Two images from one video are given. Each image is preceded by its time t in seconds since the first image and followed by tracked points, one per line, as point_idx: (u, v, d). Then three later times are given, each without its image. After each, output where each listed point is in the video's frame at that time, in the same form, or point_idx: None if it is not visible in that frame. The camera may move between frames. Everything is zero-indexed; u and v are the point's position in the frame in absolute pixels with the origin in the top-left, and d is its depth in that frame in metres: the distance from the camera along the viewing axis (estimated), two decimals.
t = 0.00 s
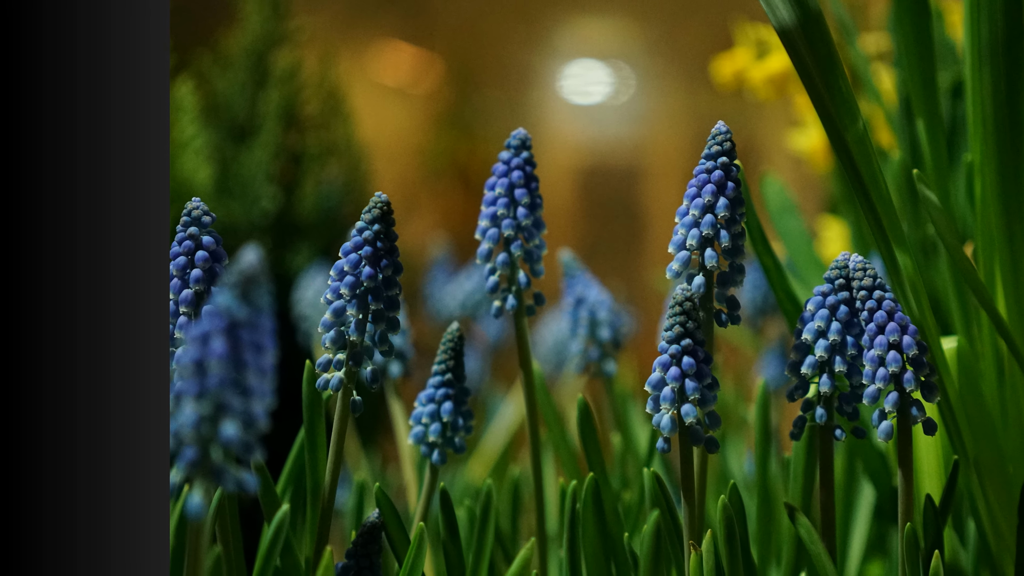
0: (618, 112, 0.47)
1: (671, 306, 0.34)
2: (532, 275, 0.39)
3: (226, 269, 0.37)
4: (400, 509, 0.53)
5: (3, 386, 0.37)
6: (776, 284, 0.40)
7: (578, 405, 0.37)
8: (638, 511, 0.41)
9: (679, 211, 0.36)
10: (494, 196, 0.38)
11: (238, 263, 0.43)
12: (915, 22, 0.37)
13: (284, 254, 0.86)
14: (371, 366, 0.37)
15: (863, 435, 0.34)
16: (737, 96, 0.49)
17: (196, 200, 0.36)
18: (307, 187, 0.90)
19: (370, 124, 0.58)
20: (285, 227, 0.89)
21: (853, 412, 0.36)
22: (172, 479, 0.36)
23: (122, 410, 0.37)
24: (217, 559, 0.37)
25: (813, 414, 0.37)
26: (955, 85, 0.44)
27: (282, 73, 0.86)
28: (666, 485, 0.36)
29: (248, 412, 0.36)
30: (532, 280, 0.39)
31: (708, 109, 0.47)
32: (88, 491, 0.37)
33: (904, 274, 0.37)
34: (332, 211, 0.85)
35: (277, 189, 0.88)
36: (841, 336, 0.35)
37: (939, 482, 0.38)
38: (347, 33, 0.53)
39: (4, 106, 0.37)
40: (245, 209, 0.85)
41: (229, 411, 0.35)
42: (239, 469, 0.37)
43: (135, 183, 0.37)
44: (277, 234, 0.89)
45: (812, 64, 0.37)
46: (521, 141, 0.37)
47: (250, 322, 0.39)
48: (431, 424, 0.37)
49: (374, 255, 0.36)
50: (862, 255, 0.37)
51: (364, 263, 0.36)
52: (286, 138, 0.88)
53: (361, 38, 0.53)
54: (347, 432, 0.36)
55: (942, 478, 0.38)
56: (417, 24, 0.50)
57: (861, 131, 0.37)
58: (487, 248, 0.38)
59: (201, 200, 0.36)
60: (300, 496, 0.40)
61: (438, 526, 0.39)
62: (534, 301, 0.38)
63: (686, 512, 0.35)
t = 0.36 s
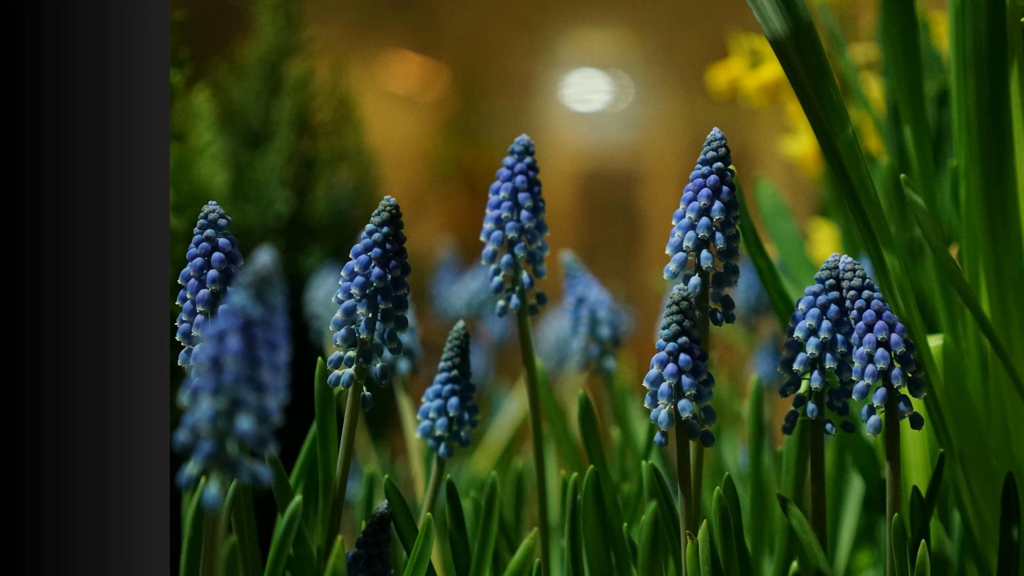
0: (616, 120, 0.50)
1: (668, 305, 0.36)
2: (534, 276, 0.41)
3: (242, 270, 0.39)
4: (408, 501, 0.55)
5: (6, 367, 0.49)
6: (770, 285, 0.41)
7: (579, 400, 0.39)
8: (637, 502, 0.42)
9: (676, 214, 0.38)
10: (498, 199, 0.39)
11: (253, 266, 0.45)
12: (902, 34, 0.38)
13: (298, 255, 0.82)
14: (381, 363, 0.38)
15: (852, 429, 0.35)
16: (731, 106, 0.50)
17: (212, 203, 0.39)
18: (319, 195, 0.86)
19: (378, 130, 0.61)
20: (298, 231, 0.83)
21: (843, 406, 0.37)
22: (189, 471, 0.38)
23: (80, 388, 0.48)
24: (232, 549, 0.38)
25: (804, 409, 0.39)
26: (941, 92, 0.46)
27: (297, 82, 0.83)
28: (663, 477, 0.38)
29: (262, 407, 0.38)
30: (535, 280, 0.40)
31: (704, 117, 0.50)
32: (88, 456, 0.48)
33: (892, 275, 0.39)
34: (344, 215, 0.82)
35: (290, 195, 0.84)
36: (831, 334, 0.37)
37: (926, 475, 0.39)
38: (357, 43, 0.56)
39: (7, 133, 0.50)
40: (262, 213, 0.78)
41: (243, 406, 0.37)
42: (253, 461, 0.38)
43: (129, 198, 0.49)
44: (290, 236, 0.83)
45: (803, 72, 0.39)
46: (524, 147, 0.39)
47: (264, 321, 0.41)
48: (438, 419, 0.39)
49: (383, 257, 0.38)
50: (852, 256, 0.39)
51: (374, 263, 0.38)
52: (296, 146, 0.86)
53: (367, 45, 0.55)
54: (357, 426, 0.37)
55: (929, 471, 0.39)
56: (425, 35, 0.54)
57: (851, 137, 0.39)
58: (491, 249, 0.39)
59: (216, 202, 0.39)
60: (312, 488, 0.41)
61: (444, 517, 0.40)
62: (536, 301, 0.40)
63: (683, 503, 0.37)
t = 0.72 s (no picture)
0: (617, 126, 0.53)
1: (666, 305, 0.38)
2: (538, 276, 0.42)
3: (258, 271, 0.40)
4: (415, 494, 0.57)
5: (7, 351, 0.55)
6: (762, 285, 0.43)
7: (580, 395, 0.40)
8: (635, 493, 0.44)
9: (673, 217, 0.39)
10: (503, 203, 0.41)
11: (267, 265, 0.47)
12: (889, 45, 0.40)
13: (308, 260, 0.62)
14: (390, 360, 0.40)
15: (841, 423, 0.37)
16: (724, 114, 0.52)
17: (229, 207, 0.39)
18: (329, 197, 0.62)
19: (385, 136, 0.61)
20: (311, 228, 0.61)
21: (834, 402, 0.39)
22: (207, 463, 0.40)
23: (120, 373, 0.53)
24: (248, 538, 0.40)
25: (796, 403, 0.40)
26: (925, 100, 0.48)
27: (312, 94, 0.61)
28: (660, 469, 0.39)
29: (277, 402, 0.40)
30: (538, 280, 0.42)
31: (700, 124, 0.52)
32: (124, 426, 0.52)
33: (880, 275, 0.40)
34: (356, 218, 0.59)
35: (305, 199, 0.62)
36: (822, 332, 0.39)
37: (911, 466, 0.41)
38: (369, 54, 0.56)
39: (8, 138, 0.56)
40: (275, 217, 0.58)
41: (259, 401, 0.40)
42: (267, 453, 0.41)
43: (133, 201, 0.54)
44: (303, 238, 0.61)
45: (794, 81, 0.40)
46: (528, 153, 0.41)
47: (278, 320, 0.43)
48: (445, 413, 0.40)
49: (393, 258, 0.39)
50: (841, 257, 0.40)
51: (383, 265, 0.39)
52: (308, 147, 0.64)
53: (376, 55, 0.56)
54: (368, 420, 0.39)
55: (914, 462, 0.41)
56: (433, 45, 0.55)
57: (840, 144, 0.40)
58: (496, 251, 0.41)
59: (232, 206, 0.40)
60: (324, 479, 0.43)
61: (451, 507, 0.42)
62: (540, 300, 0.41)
63: (679, 493, 0.38)
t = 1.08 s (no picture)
0: (616, 134, 0.55)
1: (663, 304, 0.40)
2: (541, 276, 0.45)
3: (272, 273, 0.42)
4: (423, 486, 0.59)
5: (7, 350, 0.55)
6: (755, 285, 0.45)
7: (580, 390, 0.42)
8: (633, 483, 0.46)
9: (670, 220, 0.41)
10: (507, 207, 0.43)
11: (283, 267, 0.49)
12: (876, 57, 0.42)
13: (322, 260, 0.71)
14: (399, 357, 0.42)
15: (829, 418, 0.39)
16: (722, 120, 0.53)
17: (245, 211, 0.42)
18: (341, 201, 0.73)
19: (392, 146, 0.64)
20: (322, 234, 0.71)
21: (823, 396, 0.41)
22: (223, 455, 0.42)
23: (121, 377, 0.53)
24: (264, 528, 0.42)
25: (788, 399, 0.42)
26: (911, 108, 0.50)
27: (325, 101, 0.70)
28: (658, 461, 0.41)
29: (291, 397, 0.43)
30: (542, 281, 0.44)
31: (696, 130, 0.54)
32: (92, 432, 0.53)
33: (867, 276, 0.42)
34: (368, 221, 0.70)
35: (319, 202, 0.72)
36: (810, 330, 0.41)
37: (898, 458, 0.43)
38: (378, 64, 0.59)
39: (8, 136, 0.55)
40: (291, 220, 0.70)
41: (274, 396, 0.42)
42: (283, 446, 0.42)
43: (134, 200, 0.54)
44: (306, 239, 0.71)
45: (785, 90, 0.42)
46: (531, 159, 0.42)
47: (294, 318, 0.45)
48: (452, 407, 0.42)
49: (402, 260, 0.41)
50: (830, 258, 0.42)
51: (393, 266, 0.41)
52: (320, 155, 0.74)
53: (383, 67, 0.59)
54: (378, 414, 0.41)
55: (900, 454, 0.43)
56: (442, 57, 0.58)
57: (830, 150, 0.42)
58: (501, 253, 0.43)
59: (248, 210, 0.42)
60: (337, 470, 0.45)
61: (458, 497, 0.44)
62: (542, 299, 0.44)
63: (676, 484, 0.40)
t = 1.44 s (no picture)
0: (615, 141, 0.57)
1: (660, 303, 0.42)
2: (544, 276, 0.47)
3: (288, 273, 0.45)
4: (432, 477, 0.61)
5: (6, 355, 0.48)
6: (748, 285, 0.47)
7: (580, 385, 0.44)
8: (632, 474, 0.48)
9: (667, 223, 0.43)
10: (511, 211, 0.45)
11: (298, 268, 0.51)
12: (864, 68, 0.44)
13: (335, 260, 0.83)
14: (408, 353, 0.43)
15: (818, 411, 0.41)
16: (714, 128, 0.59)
17: (262, 215, 0.44)
18: (353, 205, 0.85)
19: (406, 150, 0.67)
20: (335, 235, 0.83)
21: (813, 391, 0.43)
22: (240, 448, 0.43)
23: (121, 382, 0.47)
24: (279, 516, 0.44)
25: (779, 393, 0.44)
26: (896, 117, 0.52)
27: (338, 111, 0.82)
28: (656, 453, 0.43)
29: (305, 391, 0.43)
30: (543, 281, 0.46)
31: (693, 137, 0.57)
32: (88, 437, 0.47)
33: (855, 277, 0.44)
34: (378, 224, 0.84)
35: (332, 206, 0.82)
36: (802, 328, 0.42)
37: (884, 450, 0.45)
38: (389, 73, 0.62)
39: (7, 132, 0.49)
40: (304, 223, 0.75)
41: (290, 391, 0.42)
42: (298, 439, 0.44)
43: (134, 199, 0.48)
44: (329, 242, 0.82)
45: (777, 99, 0.44)
46: (534, 164, 0.45)
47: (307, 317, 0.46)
48: (459, 402, 0.44)
49: (412, 261, 0.43)
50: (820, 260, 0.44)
51: (403, 267, 0.43)
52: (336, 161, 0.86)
53: (396, 77, 0.62)
54: (389, 408, 0.43)
55: (887, 446, 0.45)
56: (448, 68, 0.62)
57: (819, 157, 0.44)
58: (506, 254, 0.45)
59: (266, 214, 0.44)
60: (349, 462, 0.47)
61: (464, 487, 0.46)
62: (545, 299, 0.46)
63: (672, 475, 0.42)
